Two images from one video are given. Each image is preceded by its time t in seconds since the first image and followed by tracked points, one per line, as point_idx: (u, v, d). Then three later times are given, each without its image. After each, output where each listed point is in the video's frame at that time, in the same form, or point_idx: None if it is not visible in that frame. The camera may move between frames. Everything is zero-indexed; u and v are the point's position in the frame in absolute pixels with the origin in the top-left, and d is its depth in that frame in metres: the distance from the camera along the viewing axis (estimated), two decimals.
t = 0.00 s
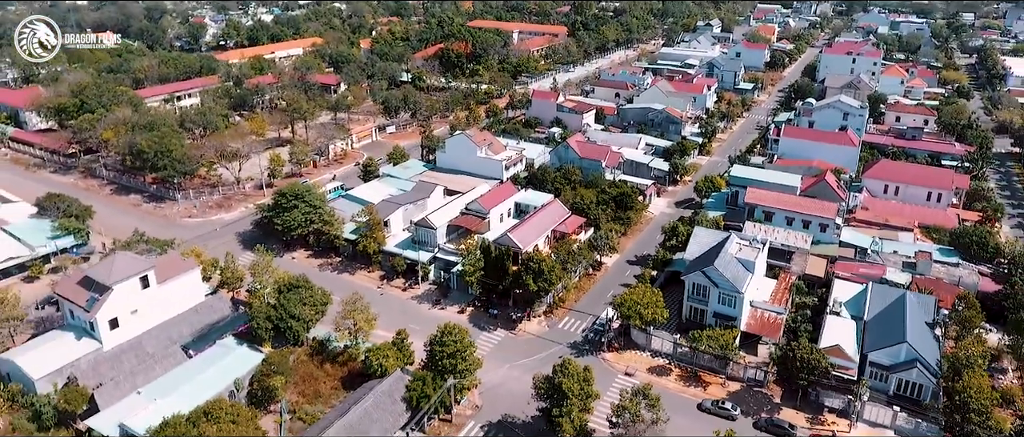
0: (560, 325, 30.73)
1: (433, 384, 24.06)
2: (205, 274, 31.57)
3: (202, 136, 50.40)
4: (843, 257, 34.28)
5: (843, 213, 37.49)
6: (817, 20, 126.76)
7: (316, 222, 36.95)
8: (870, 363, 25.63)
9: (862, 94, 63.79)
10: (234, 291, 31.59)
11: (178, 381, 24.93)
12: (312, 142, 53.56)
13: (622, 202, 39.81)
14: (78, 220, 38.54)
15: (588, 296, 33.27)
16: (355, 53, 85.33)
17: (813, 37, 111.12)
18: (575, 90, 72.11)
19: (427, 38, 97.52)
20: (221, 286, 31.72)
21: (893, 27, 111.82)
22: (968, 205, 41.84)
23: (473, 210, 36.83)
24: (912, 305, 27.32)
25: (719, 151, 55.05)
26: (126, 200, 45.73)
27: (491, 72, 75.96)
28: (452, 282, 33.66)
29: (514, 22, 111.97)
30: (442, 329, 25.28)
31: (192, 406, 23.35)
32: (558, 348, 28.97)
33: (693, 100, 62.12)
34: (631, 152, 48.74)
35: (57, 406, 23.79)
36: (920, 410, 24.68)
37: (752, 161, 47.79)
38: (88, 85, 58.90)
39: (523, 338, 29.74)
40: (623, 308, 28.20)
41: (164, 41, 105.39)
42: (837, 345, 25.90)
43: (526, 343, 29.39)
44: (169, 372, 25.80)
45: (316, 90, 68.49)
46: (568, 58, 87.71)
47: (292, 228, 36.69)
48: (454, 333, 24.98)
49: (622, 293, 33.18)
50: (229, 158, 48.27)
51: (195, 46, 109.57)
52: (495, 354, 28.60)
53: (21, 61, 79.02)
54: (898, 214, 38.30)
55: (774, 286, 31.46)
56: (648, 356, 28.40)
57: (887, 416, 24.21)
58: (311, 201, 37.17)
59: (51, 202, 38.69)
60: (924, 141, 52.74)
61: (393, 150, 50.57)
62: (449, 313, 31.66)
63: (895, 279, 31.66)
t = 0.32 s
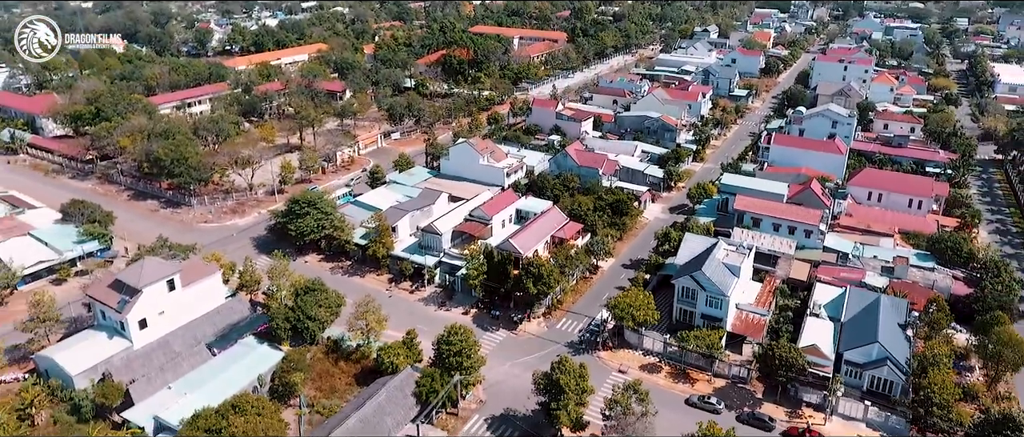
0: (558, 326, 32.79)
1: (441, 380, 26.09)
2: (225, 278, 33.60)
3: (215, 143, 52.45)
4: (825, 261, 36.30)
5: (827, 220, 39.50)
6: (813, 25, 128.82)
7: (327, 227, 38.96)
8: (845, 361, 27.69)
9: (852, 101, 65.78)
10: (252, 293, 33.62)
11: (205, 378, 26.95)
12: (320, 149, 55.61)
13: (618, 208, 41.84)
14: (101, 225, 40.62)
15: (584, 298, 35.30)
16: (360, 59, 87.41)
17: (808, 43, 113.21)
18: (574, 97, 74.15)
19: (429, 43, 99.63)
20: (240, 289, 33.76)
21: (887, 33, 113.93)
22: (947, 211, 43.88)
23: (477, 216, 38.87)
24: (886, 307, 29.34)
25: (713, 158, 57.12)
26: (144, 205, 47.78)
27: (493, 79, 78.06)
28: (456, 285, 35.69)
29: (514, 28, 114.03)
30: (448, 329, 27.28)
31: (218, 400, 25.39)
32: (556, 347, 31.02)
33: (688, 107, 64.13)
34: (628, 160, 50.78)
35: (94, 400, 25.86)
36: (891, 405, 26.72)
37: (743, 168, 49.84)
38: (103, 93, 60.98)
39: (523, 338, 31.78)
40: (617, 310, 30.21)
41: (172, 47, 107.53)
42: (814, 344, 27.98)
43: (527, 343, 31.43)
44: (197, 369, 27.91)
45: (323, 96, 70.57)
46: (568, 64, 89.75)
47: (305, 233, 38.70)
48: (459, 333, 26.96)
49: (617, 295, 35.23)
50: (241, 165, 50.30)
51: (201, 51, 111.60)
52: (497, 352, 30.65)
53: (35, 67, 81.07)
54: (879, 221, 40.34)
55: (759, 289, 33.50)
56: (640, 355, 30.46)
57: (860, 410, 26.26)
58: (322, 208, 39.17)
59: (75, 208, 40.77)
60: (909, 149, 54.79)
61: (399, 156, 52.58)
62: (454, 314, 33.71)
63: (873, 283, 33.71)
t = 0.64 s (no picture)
0: (557, 325, 34.85)
1: (448, 377, 28.10)
2: (243, 281, 35.62)
3: (227, 151, 54.46)
4: (810, 264, 38.34)
5: (813, 225, 41.52)
6: (809, 29, 130.91)
7: (338, 232, 40.95)
8: (824, 358, 29.74)
9: (843, 107, 67.82)
10: (269, 295, 35.66)
11: (228, 374, 29.02)
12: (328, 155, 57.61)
13: (615, 213, 43.84)
14: (123, 230, 42.62)
15: (582, 300, 37.34)
16: (364, 65, 89.45)
17: (804, 47, 115.30)
18: (574, 102, 76.17)
19: (432, 48, 101.68)
20: (257, 291, 35.77)
21: (881, 38, 116.02)
22: (929, 216, 45.92)
23: (480, 222, 40.96)
24: (863, 309, 31.35)
25: (706, 164, 59.18)
26: (160, 210, 49.82)
27: (494, 85, 80.18)
28: (461, 287, 37.74)
29: (515, 33, 116.01)
30: (455, 330, 29.20)
31: (242, 395, 27.40)
32: (555, 345, 33.08)
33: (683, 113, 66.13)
34: (625, 166, 52.82)
35: (127, 395, 27.86)
36: (866, 399, 28.78)
37: (736, 174, 51.90)
38: (117, 100, 62.97)
39: (524, 337, 33.87)
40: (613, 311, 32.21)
41: (178, 52, 109.56)
42: (795, 343, 30.03)
43: (527, 341, 33.52)
44: (220, 365, 29.96)
45: (329, 102, 72.62)
46: (567, 69, 91.76)
47: (316, 238, 40.70)
48: (464, 333, 28.90)
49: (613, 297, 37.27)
50: (253, 171, 52.32)
51: (207, 56, 113.58)
52: (501, 350, 32.74)
53: (47, 73, 83.04)
54: (863, 226, 42.38)
55: (747, 291, 35.51)
56: (634, 353, 32.53)
57: (836, 404, 28.54)
58: (333, 213, 41.19)
59: (97, 213, 42.78)
60: (897, 155, 56.82)
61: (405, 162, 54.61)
62: (459, 315, 35.72)
63: (854, 285, 35.74)
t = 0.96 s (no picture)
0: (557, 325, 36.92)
1: (455, 374, 30.13)
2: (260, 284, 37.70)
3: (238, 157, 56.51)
4: (797, 268, 40.37)
5: (801, 230, 43.55)
6: (806, 33, 132.89)
7: (348, 237, 42.97)
8: (806, 357, 31.79)
9: (835, 114, 69.83)
10: (284, 297, 37.72)
11: (250, 371, 31.09)
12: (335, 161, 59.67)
13: (612, 218, 45.86)
14: (143, 234, 44.72)
15: (580, 301, 39.39)
16: (368, 70, 91.51)
17: (800, 52, 117.30)
18: (574, 108, 78.21)
19: (434, 54, 103.70)
20: (273, 293, 37.83)
21: (876, 42, 117.99)
22: (913, 221, 47.94)
23: (483, 227, 43.03)
24: (844, 310, 33.37)
25: (701, 169, 61.26)
26: (176, 215, 51.91)
27: (496, 91, 82.23)
28: (465, 289, 39.79)
29: (516, 37, 118.06)
30: (462, 330, 31.25)
31: (264, 391, 29.47)
32: (554, 344, 35.16)
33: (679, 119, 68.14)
34: (622, 172, 54.89)
35: (156, 390, 29.99)
36: (844, 394, 30.82)
37: (729, 179, 53.96)
38: (132, 107, 65.03)
39: (525, 336, 35.92)
40: (609, 313, 34.25)
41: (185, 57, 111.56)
42: (779, 342, 32.07)
43: (528, 340, 35.59)
44: (242, 363, 32.03)
45: (335, 108, 74.69)
46: (567, 74, 93.73)
47: (327, 242, 42.69)
48: (470, 333, 30.92)
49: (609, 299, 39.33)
50: (264, 177, 54.36)
51: (214, 61, 115.65)
52: (503, 349, 34.83)
53: (60, 79, 85.07)
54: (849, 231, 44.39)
55: (736, 293, 37.55)
56: (628, 352, 34.58)
57: (816, 399, 30.59)
58: (344, 219, 43.23)
59: (117, 219, 44.84)
60: (885, 161, 58.83)
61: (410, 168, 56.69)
62: (465, 316, 37.80)
63: (838, 287, 37.79)
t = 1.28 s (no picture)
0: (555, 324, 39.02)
1: (460, 370, 32.16)
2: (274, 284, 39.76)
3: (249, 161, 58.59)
4: (784, 270, 42.47)
5: (788, 234, 45.61)
6: (802, 37, 135.00)
7: (356, 239, 44.99)
8: (789, 354, 33.86)
9: (826, 119, 71.87)
10: (297, 296, 39.79)
11: (267, 367, 33.16)
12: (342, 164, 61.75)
13: (609, 222, 47.93)
14: (160, 236, 46.82)
15: (578, 301, 41.49)
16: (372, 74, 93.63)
17: (795, 56, 119.42)
18: (573, 112, 80.34)
19: (437, 57, 105.80)
20: (287, 293, 39.91)
21: (870, 46, 120.11)
22: (897, 224, 50.03)
23: (485, 231, 45.13)
24: (826, 310, 35.42)
25: (696, 173, 63.36)
26: (189, 217, 53.99)
27: (497, 95, 84.33)
28: (469, 290, 41.89)
29: (517, 41, 120.23)
30: (466, 329, 33.26)
31: (281, 385, 31.55)
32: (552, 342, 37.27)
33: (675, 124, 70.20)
34: (619, 176, 56.97)
35: (180, 384, 32.08)
36: (824, 389, 32.90)
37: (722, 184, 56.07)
38: (144, 112, 67.11)
39: (526, 335, 38.01)
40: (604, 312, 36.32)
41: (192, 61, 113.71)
42: (764, 341, 34.15)
43: (528, 338, 37.68)
44: (260, 359, 34.08)
45: (341, 112, 76.85)
46: (567, 78, 95.82)
47: (337, 245, 44.74)
48: (473, 332, 32.95)
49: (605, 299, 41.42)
50: (274, 180, 56.42)
51: (220, 63, 117.87)
52: (505, 346, 36.90)
53: (71, 83, 87.17)
54: (834, 234, 46.46)
55: (725, 294, 39.62)
56: (622, 349, 36.68)
57: (798, 393, 32.71)
58: (352, 222, 45.28)
59: (136, 222, 46.91)
60: (873, 166, 60.90)
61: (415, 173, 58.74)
62: (468, 315, 39.87)
63: (821, 289, 39.89)
